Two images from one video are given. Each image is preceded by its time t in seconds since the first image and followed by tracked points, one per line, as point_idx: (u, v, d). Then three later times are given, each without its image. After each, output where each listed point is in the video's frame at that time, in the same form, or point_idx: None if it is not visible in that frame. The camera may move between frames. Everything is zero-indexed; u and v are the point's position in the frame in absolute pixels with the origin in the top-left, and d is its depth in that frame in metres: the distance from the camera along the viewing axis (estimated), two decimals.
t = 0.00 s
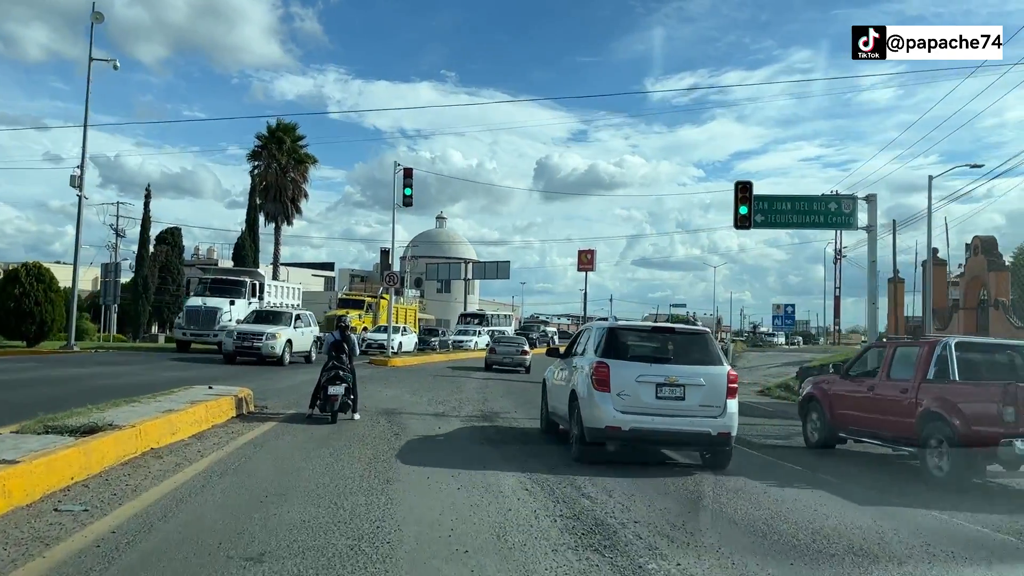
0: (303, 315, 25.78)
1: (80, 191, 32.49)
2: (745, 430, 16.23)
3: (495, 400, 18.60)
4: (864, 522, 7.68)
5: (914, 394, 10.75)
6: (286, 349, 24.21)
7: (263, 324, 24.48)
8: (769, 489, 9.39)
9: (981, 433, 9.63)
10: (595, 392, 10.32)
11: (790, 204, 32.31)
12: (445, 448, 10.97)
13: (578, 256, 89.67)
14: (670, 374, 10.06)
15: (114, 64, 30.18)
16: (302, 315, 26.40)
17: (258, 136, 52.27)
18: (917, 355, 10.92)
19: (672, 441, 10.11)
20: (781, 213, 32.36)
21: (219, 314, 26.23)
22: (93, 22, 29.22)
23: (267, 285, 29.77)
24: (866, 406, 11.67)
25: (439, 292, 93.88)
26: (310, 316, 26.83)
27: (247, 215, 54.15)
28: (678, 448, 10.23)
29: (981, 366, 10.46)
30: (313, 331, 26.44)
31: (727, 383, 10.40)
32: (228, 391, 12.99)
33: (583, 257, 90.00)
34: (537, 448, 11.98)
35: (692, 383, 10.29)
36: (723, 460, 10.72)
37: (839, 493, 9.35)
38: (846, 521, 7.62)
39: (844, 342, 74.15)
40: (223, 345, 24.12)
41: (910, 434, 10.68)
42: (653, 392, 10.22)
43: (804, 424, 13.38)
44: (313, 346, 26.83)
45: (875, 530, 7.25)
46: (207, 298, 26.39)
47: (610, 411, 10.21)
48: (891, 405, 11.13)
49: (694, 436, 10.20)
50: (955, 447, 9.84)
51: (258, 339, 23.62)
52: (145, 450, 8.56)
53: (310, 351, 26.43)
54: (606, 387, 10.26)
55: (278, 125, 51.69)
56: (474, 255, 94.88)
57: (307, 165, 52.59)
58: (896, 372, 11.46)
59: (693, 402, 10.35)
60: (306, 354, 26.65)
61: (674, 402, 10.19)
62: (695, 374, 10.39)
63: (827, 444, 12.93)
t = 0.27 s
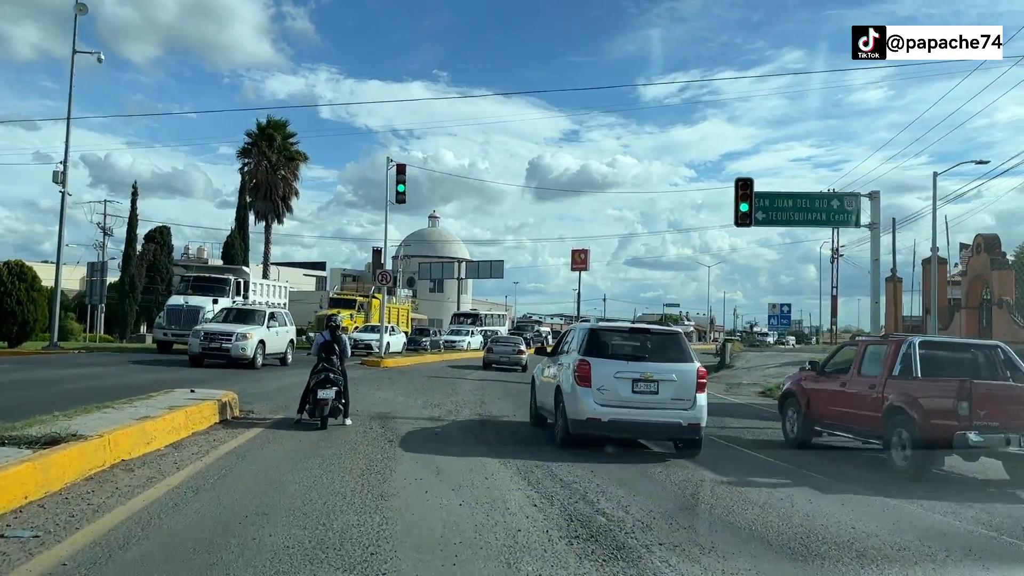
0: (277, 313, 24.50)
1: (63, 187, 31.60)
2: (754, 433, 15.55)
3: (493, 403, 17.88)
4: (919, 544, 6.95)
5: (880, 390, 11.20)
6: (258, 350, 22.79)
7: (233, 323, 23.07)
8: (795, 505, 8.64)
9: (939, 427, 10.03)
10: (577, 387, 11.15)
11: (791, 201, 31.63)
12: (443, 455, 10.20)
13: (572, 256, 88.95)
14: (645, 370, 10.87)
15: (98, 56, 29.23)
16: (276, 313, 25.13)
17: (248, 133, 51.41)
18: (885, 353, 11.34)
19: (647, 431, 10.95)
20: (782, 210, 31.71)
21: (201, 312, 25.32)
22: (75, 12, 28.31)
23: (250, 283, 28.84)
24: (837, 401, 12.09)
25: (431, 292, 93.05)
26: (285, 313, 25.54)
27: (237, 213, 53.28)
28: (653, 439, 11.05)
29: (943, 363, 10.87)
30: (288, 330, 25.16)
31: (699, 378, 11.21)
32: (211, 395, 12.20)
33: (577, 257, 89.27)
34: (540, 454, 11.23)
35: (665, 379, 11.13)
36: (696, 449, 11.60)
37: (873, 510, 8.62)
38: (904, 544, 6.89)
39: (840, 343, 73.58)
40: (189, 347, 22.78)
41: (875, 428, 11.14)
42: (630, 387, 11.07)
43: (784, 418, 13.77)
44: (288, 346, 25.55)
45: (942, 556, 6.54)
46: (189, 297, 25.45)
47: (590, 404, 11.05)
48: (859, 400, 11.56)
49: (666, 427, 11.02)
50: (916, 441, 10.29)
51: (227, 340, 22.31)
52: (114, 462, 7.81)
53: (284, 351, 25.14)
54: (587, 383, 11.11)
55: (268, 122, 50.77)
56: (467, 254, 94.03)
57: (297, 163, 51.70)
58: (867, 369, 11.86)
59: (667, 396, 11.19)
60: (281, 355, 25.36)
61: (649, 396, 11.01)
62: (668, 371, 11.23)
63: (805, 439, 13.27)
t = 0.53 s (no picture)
0: (249, 312, 23.18)
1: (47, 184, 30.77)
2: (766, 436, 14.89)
3: (491, 406, 17.20)
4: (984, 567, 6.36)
5: (845, 386, 11.75)
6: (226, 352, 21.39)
7: (201, 322, 21.64)
8: (831, 522, 7.92)
9: (894, 419, 10.51)
10: (559, 382, 12.12)
11: (793, 198, 31.04)
12: (442, 464, 9.49)
13: (566, 255, 88.32)
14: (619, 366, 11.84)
15: (83, 48, 28.44)
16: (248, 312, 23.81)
17: (239, 130, 50.62)
18: (851, 351, 11.90)
19: (622, 422, 11.92)
20: (784, 207, 31.09)
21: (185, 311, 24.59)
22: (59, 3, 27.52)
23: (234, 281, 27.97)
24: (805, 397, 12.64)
25: (425, 291, 92.33)
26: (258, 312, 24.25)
27: (228, 211, 52.49)
28: (628, 429, 12.02)
29: (902, 361, 11.49)
30: (261, 331, 23.85)
31: (668, 374, 12.22)
32: (194, 399, 11.50)
33: (571, 256, 88.65)
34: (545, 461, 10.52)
35: (638, 374, 12.11)
36: (666, 438, 12.54)
37: (894, 518, 8.26)
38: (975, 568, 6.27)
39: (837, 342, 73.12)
40: (149, 345, 21.29)
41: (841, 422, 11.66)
42: (606, 382, 12.05)
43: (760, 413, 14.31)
44: (261, 348, 24.22)
45: None
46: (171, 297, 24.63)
47: (570, 398, 12.02)
48: (826, 396, 12.11)
49: (639, 418, 12.01)
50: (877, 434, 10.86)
51: (193, 339, 20.91)
52: (83, 474, 7.13)
53: (255, 353, 23.82)
54: (569, 378, 12.06)
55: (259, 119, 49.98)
56: (461, 253, 93.30)
57: (289, 160, 50.92)
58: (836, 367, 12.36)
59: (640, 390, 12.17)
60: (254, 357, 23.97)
61: (623, 390, 12.01)
62: (641, 367, 12.20)
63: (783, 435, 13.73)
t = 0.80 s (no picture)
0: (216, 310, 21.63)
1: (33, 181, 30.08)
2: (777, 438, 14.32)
3: (489, 407, 16.61)
4: None
5: (811, 382, 12.78)
6: (183, 353, 19.80)
7: (159, 321, 20.14)
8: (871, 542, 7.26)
9: (853, 410, 11.54)
10: (543, 376, 13.37)
11: (794, 196, 30.50)
12: (442, 473, 8.90)
13: (561, 255, 87.73)
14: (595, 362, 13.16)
15: (69, 41, 27.75)
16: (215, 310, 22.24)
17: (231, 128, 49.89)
18: (817, 349, 12.98)
19: (598, 412, 13.20)
20: (785, 205, 30.53)
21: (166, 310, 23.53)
22: None
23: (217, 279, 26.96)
24: (774, 392, 13.67)
25: (419, 291, 91.62)
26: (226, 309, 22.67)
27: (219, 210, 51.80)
28: (603, 419, 13.33)
29: (865, 359, 12.56)
30: (231, 330, 22.32)
31: (639, 370, 13.57)
32: (178, 403, 10.89)
33: (566, 256, 88.04)
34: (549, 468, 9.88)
35: (613, 370, 13.43)
36: (638, 428, 13.83)
37: (895, 520, 8.08)
38: None
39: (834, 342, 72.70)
40: (102, 348, 19.67)
41: (807, 414, 12.66)
42: (584, 377, 13.35)
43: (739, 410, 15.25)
44: (229, 349, 22.65)
45: None
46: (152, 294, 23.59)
47: (552, 390, 13.33)
48: (794, 390, 13.22)
49: (614, 409, 13.32)
50: (838, 425, 11.85)
51: (150, 340, 19.33)
52: (49, 488, 6.53)
53: (225, 355, 22.26)
54: (551, 373, 13.31)
55: (251, 116, 49.28)
56: (455, 252, 92.63)
57: (281, 158, 50.22)
58: (805, 363, 13.41)
59: (614, 385, 13.49)
60: (223, 360, 22.38)
61: (599, 384, 13.29)
62: (616, 364, 13.51)
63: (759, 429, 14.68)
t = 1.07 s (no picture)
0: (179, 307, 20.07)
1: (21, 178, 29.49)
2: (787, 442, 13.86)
3: (488, 410, 16.11)
4: None
5: (781, 378, 13.89)
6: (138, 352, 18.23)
7: (111, 319, 18.62)
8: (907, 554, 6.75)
9: (816, 405, 12.48)
10: (529, 371, 14.65)
11: (796, 193, 30.08)
12: (442, 482, 8.40)
13: (556, 254, 87.26)
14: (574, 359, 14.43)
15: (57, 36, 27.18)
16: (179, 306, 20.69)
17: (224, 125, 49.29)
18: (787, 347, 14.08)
19: (576, 403, 14.50)
20: (786, 203, 30.10)
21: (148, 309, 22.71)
22: None
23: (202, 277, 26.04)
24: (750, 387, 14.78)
25: (414, 291, 91.06)
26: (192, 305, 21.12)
27: (212, 208, 51.22)
28: (582, 410, 14.61)
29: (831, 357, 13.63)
30: (196, 330, 20.77)
31: (616, 366, 14.84)
32: (163, 407, 10.35)
33: (562, 255, 87.55)
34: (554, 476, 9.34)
35: (591, 366, 14.68)
36: (615, 418, 15.12)
37: (916, 528, 7.69)
38: None
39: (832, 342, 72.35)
40: (46, 348, 18.05)
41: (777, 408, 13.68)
42: (564, 372, 14.63)
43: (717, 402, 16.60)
44: (195, 351, 21.06)
45: None
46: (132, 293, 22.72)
47: (537, 384, 14.60)
48: (767, 385, 14.31)
49: (591, 400, 14.61)
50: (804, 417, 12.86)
51: (99, 341, 17.75)
52: (14, 503, 6.00)
53: (189, 356, 20.69)
54: (536, 368, 14.61)
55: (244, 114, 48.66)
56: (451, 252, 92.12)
57: (274, 156, 49.62)
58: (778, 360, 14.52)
59: (593, 379, 14.74)
60: (187, 362, 20.77)
61: (579, 378, 14.58)
62: (594, 359, 14.79)
63: (735, 420, 15.89)
